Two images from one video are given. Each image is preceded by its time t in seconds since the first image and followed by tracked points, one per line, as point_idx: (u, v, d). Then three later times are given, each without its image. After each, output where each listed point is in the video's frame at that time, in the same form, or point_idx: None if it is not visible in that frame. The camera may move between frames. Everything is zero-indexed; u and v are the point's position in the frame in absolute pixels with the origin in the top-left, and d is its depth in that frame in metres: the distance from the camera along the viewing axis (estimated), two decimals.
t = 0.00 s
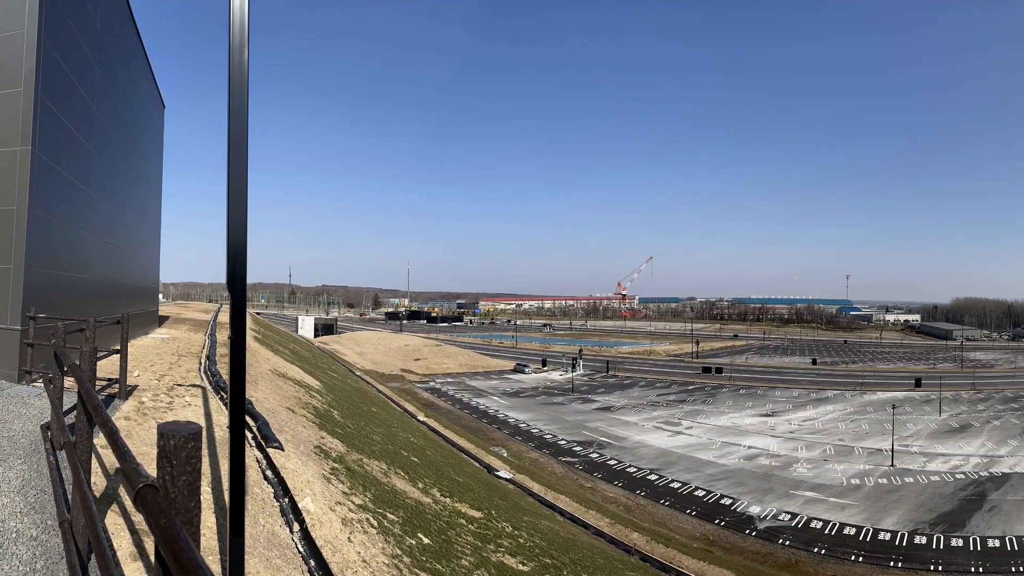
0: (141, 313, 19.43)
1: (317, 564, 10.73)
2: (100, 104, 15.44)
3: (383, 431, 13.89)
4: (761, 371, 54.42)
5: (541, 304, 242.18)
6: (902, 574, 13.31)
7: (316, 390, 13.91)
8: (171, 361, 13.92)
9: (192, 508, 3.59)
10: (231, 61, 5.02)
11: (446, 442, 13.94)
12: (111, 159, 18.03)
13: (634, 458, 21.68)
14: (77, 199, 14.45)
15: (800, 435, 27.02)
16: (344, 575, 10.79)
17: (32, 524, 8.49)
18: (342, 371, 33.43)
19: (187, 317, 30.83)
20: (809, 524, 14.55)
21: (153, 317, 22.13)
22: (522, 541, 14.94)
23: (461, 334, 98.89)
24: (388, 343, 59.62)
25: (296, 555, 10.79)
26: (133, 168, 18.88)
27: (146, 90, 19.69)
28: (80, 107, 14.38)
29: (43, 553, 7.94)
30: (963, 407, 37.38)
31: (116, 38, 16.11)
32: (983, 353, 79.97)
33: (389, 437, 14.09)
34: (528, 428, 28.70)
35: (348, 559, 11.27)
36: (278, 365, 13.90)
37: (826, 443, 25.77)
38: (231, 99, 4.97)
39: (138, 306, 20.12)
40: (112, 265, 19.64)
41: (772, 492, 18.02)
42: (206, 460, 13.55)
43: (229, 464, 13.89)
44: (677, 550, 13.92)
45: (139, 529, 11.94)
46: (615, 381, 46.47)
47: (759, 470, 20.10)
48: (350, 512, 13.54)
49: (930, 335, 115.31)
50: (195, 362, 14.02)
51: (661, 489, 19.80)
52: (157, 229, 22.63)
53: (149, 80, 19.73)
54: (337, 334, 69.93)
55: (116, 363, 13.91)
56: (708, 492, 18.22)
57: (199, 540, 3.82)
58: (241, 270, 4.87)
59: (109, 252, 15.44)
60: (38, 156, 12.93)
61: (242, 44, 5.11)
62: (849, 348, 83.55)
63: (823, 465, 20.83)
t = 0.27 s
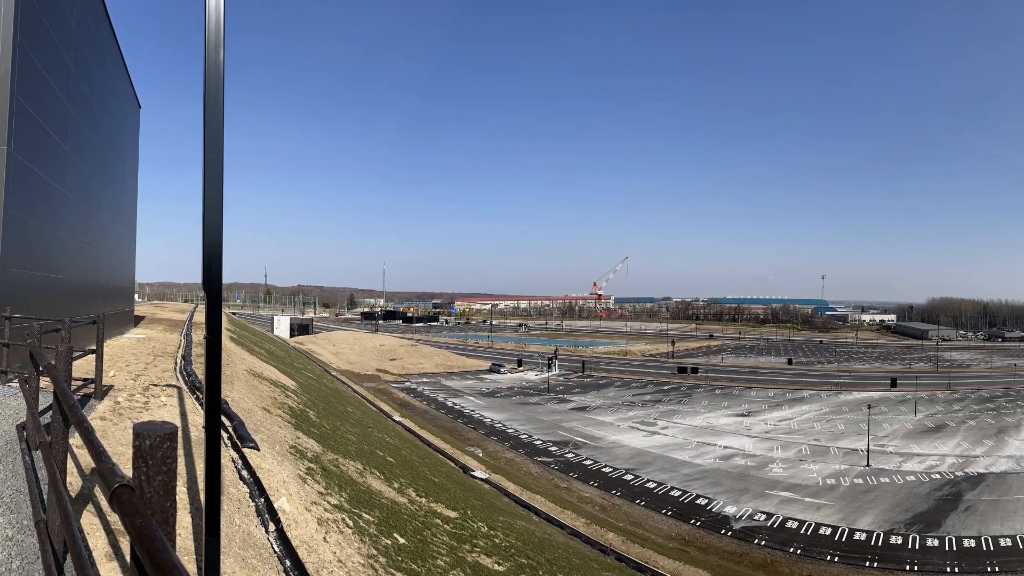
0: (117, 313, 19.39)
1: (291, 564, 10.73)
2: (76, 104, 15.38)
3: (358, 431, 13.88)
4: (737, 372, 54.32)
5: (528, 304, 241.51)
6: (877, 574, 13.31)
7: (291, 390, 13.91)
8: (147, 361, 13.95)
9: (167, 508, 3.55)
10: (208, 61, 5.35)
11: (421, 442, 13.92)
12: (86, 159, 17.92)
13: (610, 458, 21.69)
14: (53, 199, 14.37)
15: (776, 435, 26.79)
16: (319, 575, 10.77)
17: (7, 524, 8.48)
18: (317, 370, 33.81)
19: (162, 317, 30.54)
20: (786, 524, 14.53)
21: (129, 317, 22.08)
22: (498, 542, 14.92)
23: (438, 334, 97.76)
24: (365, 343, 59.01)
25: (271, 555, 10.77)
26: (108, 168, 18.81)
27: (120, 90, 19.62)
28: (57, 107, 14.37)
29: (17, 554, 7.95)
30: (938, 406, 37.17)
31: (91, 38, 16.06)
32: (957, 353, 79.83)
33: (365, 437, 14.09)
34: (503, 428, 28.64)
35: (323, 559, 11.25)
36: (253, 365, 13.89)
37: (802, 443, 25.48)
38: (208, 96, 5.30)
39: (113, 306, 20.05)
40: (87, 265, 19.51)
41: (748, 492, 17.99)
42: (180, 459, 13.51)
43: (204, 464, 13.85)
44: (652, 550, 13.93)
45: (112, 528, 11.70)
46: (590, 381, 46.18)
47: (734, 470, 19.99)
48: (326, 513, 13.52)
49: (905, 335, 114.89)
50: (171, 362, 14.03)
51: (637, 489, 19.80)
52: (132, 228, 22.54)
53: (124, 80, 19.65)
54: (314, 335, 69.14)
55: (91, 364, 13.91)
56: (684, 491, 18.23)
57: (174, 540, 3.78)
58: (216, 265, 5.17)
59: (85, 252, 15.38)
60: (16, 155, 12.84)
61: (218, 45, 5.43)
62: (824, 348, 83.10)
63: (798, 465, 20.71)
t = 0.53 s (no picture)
0: (93, 313, 19.37)
1: (267, 564, 10.71)
2: (51, 104, 15.35)
3: (333, 432, 13.90)
4: (712, 372, 53.58)
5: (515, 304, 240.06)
6: (852, 574, 13.30)
7: (266, 390, 13.91)
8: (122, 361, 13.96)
9: (144, 507, 3.24)
10: (182, 62, 5.31)
11: (396, 442, 13.94)
12: (61, 159, 17.85)
13: (585, 458, 21.68)
14: (28, 200, 14.34)
15: (751, 436, 26.17)
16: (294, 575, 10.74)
17: None
18: (291, 370, 34.02)
19: (137, 318, 30.32)
20: (761, 524, 14.49)
21: (105, 317, 22.02)
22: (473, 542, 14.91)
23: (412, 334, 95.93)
24: (341, 344, 58.14)
25: (247, 555, 10.76)
26: (84, 169, 18.78)
27: (96, 89, 19.53)
28: (35, 109, 14.37)
29: None
30: (913, 406, 36.44)
31: (67, 38, 16.01)
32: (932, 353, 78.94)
33: (340, 437, 14.10)
34: (479, 428, 28.52)
35: (299, 559, 11.24)
36: (228, 365, 13.91)
37: (779, 443, 24.69)
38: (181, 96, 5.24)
39: (88, 306, 20.01)
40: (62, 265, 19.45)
41: (724, 492, 17.96)
42: (155, 459, 13.47)
43: (179, 464, 13.83)
44: (628, 550, 13.94)
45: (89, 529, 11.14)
46: (566, 381, 45.64)
47: (710, 469, 19.84)
48: (301, 513, 13.52)
49: (881, 335, 113.72)
50: (147, 362, 14.03)
51: (612, 489, 19.80)
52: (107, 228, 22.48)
53: (99, 79, 19.57)
54: (290, 335, 68.08)
55: (66, 364, 13.91)
56: (659, 491, 18.20)
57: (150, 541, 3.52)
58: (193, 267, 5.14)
59: (60, 252, 15.37)
60: None
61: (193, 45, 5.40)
62: (799, 348, 81.95)
63: (773, 464, 20.39)
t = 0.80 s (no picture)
0: (69, 312, 19.36)
1: (243, 564, 10.71)
2: (27, 105, 15.34)
3: (309, 432, 13.89)
4: (688, 372, 51.75)
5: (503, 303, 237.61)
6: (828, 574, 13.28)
7: (242, 389, 13.91)
8: (98, 361, 13.95)
9: (119, 508, 3.47)
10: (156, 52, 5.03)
11: (372, 442, 13.93)
12: (37, 159, 17.81)
13: (561, 458, 21.55)
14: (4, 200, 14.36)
15: (728, 436, 25.00)
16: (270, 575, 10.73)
17: None
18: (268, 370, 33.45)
19: (113, 317, 30.10)
20: (737, 524, 14.46)
21: (80, 317, 21.87)
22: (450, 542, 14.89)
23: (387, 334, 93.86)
24: (316, 343, 56.89)
25: (223, 555, 10.72)
26: (60, 168, 18.73)
27: (71, 88, 19.45)
28: (10, 107, 14.29)
29: None
30: (890, 406, 35.06)
31: (43, 38, 15.98)
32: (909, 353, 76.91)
33: (316, 437, 14.09)
34: (455, 428, 28.28)
35: (275, 559, 11.24)
36: (204, 365, 13.90)
37: (754, 443, 23.77)
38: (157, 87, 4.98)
39: (63, 306, 19.97)
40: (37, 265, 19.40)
41: (700, 492, 17.86)
42: (132, 459, 13.45)
43: (155, 464, 13.80)
44: (604, 550, 13.91)
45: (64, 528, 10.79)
46: (541, 381, 44.67)
47: (686, 469, 19.63)
48: (277, 513, 13.52)
49: (857, 335, 111.78)
50: (123, 362, 14.02)
51: (588, 489, 19.71)
52: (82, 227, 22.33)
53: (74, 78, 19.49)
54: (266, 335, 66.75)
55: (42, 364, 13.89)
56: (635, 491, 18.15)
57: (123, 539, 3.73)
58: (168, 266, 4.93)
59: (36, 252, 15.38)
60: None
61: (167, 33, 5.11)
62: (775, 348, 79.96)
63: (749, 463, 20.01)
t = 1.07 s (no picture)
0: (43, 312, 19.33)
1: (219, 564, 10.66)
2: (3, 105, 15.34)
3: (284, 432, 13.89)
4: (664, 372, 51.48)
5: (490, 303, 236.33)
6: (803, 574, 13.28)
7: (218, 390, 13.92)
8: (73, 361, 13.96)
9: (93, 509, 4.16)
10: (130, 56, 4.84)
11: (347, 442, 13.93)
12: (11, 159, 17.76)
13: (537, 458, 21.56)
14: None
15: (704, 436, 24.87)
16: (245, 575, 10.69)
17: None
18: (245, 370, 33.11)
19: (89, 317, 29.92)
20: (712, 524, 14.45)
21: (56, 317, 22.02)
22: (427, 542, 14.90)
23: (364, 334, 93.01)
24: (292, 343, 56.20)
25: (198, 555, 10.63)
26: (35, 169, 18.71)
27: (46, 88, 19.38)
28: None
29: None
30: (865, 406, 34.46)
31: (18, 39, 15.96)
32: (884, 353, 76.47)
33: (292, 437, 14.09)
34: (430, 428, 28.21)
35: (251, 559, 11.20)
36: (180, 365, 13.91)
37: (730, 443, 23.57)
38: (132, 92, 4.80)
39: (38, 306, 19.94)
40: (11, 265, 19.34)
41: (675, 492, 17.88)
42: (107, 459, 13.42)
43: (131, 464, 13.78)
44: (579, 550, 13.92)
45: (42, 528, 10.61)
46: (517, 381, 44.32)
47: (661, 470, 19.60)
48: (252, 513, 13.52)
49: (832, 336, 111.26)
50: (99, 362, 14.02)
51: (563, 489, 19.74)
52: (57, 226, 22.33)
53: (50, 78, 19.43)
54: (242, 335, 65.96)
55: (18, 364, 13.87)
56: (611, 491, 18.17)
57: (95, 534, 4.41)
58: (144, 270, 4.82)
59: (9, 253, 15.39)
60: None
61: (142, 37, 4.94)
62: (750, 348, 79.19)
63: (725, 463, 19.96)
